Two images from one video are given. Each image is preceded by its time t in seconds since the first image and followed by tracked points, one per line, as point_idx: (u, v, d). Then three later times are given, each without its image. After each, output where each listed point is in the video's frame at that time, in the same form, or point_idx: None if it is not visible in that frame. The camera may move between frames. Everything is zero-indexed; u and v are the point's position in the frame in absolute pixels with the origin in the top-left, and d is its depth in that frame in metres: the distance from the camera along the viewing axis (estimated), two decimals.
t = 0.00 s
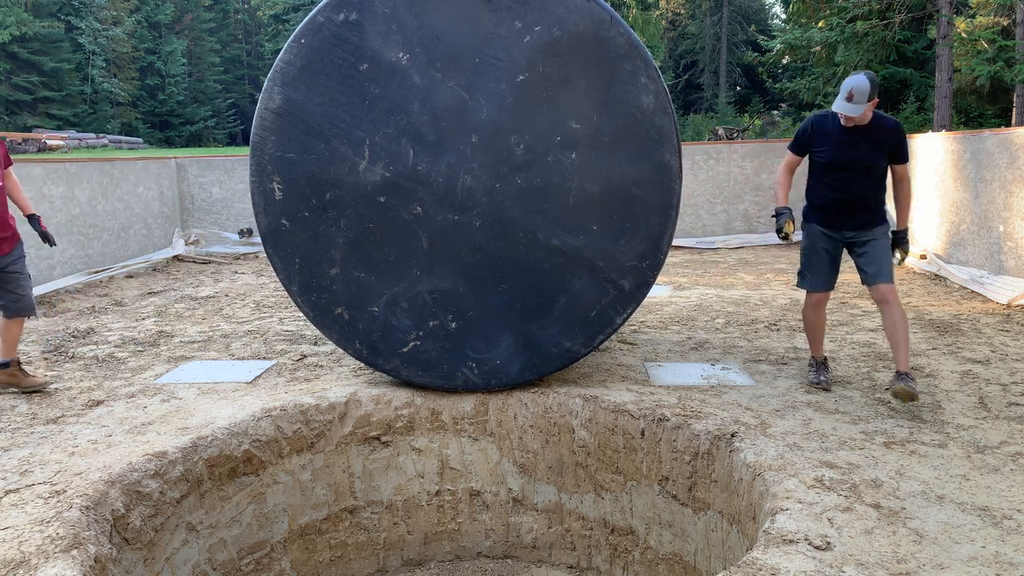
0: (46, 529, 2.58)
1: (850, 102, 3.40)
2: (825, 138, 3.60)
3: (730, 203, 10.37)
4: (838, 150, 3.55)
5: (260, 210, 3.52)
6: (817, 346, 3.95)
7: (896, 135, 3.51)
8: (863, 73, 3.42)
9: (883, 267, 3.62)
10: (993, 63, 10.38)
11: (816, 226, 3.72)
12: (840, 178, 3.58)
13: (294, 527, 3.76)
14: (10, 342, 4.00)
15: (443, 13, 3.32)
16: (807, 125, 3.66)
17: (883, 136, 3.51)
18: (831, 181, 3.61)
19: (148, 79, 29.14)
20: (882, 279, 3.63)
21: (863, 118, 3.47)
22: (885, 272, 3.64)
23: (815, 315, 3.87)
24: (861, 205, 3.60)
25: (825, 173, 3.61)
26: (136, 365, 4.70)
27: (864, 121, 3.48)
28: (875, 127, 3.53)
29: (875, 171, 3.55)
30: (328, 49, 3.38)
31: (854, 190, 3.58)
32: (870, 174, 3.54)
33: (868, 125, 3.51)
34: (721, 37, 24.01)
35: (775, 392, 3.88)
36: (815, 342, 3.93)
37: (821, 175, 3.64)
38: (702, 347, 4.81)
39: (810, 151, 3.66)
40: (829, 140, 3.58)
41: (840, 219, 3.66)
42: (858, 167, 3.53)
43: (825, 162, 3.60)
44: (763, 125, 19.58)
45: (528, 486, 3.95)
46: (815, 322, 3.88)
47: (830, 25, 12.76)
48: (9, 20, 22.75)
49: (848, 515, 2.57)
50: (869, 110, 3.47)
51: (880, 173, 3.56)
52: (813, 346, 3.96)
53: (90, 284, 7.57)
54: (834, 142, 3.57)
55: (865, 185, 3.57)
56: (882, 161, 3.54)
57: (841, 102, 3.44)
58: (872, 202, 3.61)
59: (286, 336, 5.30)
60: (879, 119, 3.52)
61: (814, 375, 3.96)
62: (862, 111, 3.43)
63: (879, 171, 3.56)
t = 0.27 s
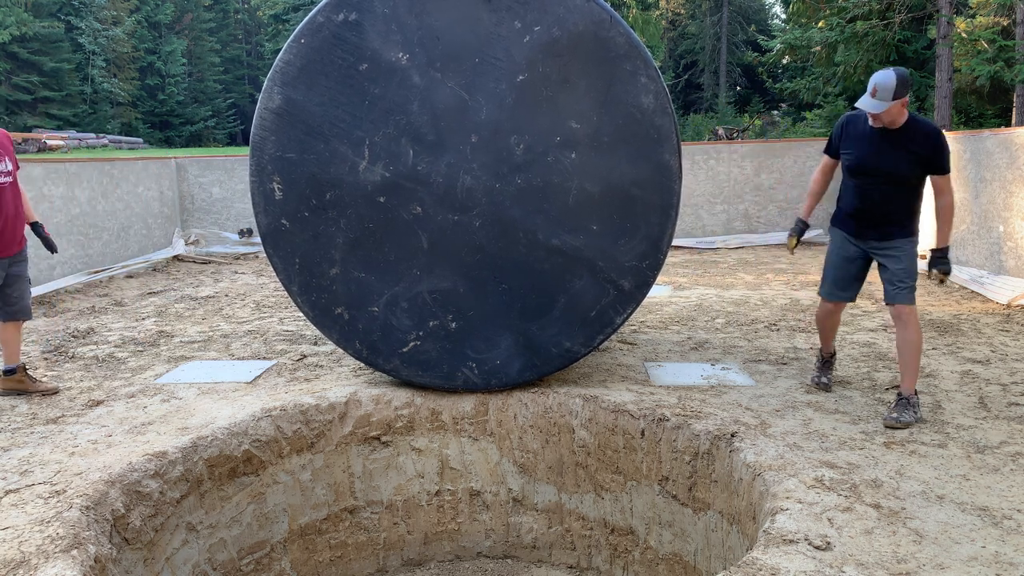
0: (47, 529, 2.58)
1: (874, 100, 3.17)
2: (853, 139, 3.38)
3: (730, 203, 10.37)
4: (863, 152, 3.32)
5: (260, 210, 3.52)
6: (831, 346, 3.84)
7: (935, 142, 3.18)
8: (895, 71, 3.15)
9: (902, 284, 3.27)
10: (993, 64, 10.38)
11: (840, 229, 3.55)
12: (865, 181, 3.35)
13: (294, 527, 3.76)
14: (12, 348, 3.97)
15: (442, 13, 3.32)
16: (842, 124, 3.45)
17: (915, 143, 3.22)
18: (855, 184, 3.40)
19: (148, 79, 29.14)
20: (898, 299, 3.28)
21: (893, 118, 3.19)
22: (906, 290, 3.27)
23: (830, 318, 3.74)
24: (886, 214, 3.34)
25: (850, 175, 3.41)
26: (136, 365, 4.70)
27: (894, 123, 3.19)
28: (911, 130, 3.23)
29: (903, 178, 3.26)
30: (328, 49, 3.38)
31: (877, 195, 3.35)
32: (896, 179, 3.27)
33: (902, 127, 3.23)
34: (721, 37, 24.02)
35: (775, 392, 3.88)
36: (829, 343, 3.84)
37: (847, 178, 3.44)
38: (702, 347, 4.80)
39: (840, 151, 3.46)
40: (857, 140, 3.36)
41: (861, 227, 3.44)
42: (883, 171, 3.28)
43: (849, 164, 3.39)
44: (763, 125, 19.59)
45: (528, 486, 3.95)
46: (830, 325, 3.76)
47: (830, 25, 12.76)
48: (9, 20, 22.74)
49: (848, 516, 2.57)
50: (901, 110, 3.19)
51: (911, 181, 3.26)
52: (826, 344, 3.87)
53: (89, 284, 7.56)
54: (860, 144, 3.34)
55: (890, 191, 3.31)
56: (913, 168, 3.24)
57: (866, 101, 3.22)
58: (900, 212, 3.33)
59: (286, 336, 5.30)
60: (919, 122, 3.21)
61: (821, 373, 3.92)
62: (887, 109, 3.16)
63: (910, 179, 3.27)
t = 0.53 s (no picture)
0: (46, 529, 2.58)
1: (887, 93, 3.14)
2: (869, 132, 3.36)
3: (730, 203, 10.37)
4: (878, 146, 3.28)
5: (260, 211, 3.52)
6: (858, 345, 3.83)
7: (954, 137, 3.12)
8: (911, 62, 3.10)
9: (910, 284, 3.29)
10: (993, 64, 10.39)
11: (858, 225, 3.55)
12: (880, 176, 3.32)
13: (294, 527, 3.76)
14: (12, 348, 3.97)
15: (441, 13, 3.32)
16: (860, 116, 3.44)
17: (932, 138, 3.17)
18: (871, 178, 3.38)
19: (148, 79, 29.14)
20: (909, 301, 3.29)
21: (909, 112, 3.14)
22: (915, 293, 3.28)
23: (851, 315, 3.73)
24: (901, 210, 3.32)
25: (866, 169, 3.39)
26: (136, 365, 4.70)
27: (910, 117, 3.15)
28: (930, 124, 3.18)
29: (919, 174, 3.22)
30: (326, 49, 3.38)
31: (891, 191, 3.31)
32: (910, 175, 3.23)
33: (919, 121, 3.18)
34: (721, 37, 24.01)
35: (775, 392, 3.88)
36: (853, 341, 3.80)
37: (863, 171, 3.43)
38: (702, 347, 4.81)
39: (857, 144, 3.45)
40: (874, 134, 3.33)
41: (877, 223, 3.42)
42: (899, 165, 3.24)
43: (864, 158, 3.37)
44: (763, 125, 19.59)
45: (528, 486, 3.95)
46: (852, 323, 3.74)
47: (830, 25, 12.76)
48: (9, 20, 22.74)
49: (848, 515, 2.57)
50: (917, 104, 3.14)
51: (927, 176, 3.22)
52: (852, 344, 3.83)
53: (90, 284, 7.56)
54: (875, 137, 3.32)
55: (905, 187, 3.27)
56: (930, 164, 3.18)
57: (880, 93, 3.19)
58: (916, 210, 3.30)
59: (286, 337, 5.30)
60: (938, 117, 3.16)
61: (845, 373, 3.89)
62: (901, 102, 3.11)
63: (927, 175, 3.22)
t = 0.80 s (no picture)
0: (47, 529, 2.58)
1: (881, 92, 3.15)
2: (870, 131, 3.38)
3: (730, 203, 10.37)
4: (878, 145, 3.31)
5: (260, 211, 3.52)
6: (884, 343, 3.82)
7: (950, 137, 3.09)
8: (906, 61, 3.10)
9: (911, 284, 3.29)
10: (993, 64, 10.39)
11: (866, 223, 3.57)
12: (881, 174, 3.33)
13: (294, 527, 3.76)
14: (12, 347, 3.97)
15: (441, 13, 3.32)
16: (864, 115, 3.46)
17: (929, 137, 3.15)
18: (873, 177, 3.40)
19: (148, 79, 29.15)
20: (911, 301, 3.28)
21: (903, 111, 3.14)
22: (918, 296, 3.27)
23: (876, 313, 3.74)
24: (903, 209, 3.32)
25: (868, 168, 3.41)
26: (136, 365, 4.70)
27: (906, 115, 3.14)
28: (928, 124, 3.16)
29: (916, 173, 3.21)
30: (326, 49, 3.38)
31: (892, 190, 3.32)
32: (907, 175, 3.24)
33: (918, 120, 3.17)
34: (721, 37, 24.01)
35: (775, 392, 3.88)
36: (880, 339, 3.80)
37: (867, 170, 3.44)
38: (702, 347, 4.80)
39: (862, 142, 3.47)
40: (875, 132, 3.34)
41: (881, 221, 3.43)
42: (896, 165, 3.25)
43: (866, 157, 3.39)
44: (763, 125, 19.60)
45: (528, 486, 3.95)
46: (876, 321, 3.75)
47: (830, 25, 12.76)
48: (9, 20, 22.75)
49: (848, 515, 2.57)
50: (912, 103, 3.13)
51: (925, 176, 3.21)
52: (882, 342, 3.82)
53: (90, 284, 7.57)
54: (875, 136, 3.34)
55: (905, 186, 3.27)
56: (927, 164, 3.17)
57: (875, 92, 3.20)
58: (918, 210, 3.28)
59: (286, 337, 5.30)
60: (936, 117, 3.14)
61: (871, 373, 3.88)
62: (894, 101, 3.12)
63: (925, 174, 3.21)
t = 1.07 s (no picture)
0: (46, 529, 2.58)
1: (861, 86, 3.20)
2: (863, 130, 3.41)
3: (730, 203, 10.37)
4: (866, 142, 3.34)
5: (260, 210, 3.52)
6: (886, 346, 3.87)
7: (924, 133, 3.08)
8: (885, 57, 3.15)
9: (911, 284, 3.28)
10: (993, 64, 10.39)
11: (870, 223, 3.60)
12: (870, 172, 3.35)
13: (294, 527, 3.76)
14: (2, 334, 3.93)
15: (441, 13, 3.32)
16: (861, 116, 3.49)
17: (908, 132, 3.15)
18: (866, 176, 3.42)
19: (148, 79, 29.16)
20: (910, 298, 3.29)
21: (883, 104, 3.16)
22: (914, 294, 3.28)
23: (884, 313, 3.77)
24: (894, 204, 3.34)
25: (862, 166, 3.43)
26: (136, 365, 4.70)
27: (884, 108, 3.16)
28: (909, 119, 3.16)
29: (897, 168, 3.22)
30: (327, 49, 3.38)
31: (878, 185, 3.33)
32: (891, 171, 3.25)
33: (900, 114, 3.18)
34: (721, 37, 24.00)
35: (775, 392, 3.88)
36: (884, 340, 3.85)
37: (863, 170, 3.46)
38: (702, 347, 4.80)
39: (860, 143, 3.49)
40: (866, 130, 3.37)
41: (876, 219, 3.45)
42: (881, 160, 3.27)
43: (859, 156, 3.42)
44: (763, 125, 19.60)
45: (528, 486, 3.95)
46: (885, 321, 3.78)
47: (830, 25, 12.76)
48: (9, 20, 22.75)
49: (848, 516, 2.57)
50: (891, 97, 3.15)
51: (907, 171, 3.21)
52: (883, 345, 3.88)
53: (90, 284, 7.56)
54: (865, 134, 3.37)
55: (888, 182, 3.29)
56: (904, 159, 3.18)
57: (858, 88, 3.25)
58: (911, 207, 3.29)
59: (286, 336, 5.30)
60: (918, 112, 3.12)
61: (864, 370, 3.97)
62: (872, 94, 3.16)
63: (906, 170, 3.21)
